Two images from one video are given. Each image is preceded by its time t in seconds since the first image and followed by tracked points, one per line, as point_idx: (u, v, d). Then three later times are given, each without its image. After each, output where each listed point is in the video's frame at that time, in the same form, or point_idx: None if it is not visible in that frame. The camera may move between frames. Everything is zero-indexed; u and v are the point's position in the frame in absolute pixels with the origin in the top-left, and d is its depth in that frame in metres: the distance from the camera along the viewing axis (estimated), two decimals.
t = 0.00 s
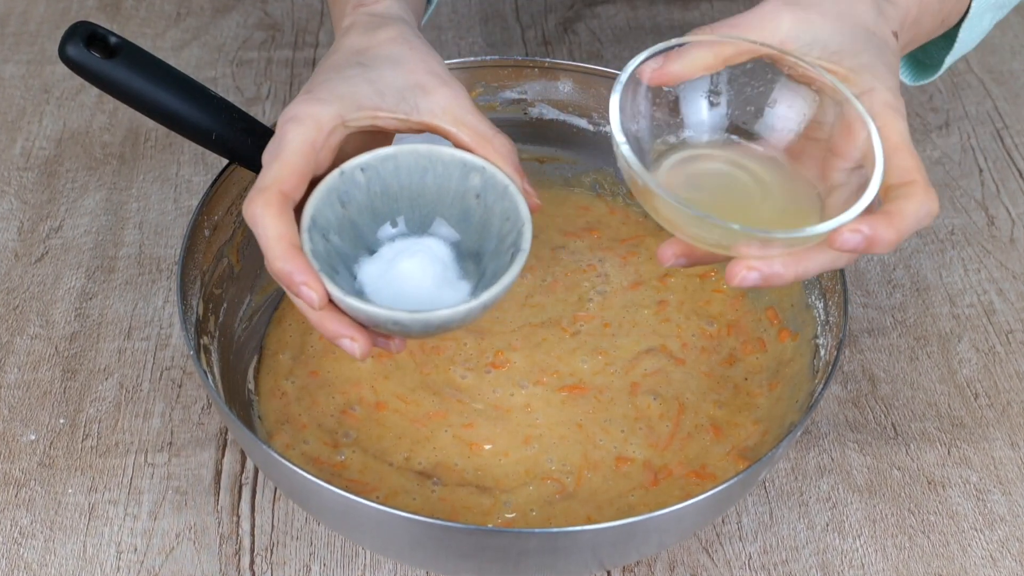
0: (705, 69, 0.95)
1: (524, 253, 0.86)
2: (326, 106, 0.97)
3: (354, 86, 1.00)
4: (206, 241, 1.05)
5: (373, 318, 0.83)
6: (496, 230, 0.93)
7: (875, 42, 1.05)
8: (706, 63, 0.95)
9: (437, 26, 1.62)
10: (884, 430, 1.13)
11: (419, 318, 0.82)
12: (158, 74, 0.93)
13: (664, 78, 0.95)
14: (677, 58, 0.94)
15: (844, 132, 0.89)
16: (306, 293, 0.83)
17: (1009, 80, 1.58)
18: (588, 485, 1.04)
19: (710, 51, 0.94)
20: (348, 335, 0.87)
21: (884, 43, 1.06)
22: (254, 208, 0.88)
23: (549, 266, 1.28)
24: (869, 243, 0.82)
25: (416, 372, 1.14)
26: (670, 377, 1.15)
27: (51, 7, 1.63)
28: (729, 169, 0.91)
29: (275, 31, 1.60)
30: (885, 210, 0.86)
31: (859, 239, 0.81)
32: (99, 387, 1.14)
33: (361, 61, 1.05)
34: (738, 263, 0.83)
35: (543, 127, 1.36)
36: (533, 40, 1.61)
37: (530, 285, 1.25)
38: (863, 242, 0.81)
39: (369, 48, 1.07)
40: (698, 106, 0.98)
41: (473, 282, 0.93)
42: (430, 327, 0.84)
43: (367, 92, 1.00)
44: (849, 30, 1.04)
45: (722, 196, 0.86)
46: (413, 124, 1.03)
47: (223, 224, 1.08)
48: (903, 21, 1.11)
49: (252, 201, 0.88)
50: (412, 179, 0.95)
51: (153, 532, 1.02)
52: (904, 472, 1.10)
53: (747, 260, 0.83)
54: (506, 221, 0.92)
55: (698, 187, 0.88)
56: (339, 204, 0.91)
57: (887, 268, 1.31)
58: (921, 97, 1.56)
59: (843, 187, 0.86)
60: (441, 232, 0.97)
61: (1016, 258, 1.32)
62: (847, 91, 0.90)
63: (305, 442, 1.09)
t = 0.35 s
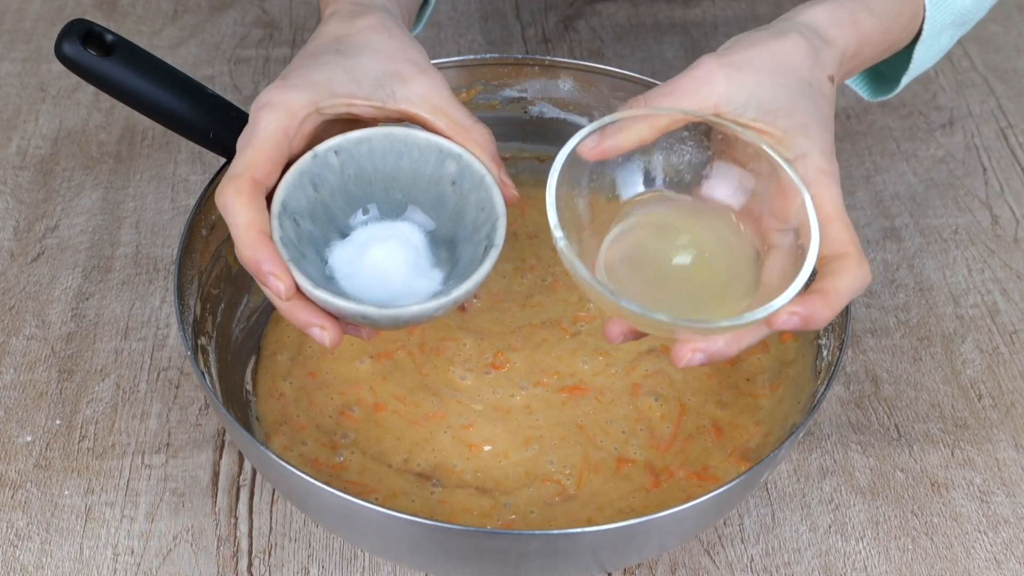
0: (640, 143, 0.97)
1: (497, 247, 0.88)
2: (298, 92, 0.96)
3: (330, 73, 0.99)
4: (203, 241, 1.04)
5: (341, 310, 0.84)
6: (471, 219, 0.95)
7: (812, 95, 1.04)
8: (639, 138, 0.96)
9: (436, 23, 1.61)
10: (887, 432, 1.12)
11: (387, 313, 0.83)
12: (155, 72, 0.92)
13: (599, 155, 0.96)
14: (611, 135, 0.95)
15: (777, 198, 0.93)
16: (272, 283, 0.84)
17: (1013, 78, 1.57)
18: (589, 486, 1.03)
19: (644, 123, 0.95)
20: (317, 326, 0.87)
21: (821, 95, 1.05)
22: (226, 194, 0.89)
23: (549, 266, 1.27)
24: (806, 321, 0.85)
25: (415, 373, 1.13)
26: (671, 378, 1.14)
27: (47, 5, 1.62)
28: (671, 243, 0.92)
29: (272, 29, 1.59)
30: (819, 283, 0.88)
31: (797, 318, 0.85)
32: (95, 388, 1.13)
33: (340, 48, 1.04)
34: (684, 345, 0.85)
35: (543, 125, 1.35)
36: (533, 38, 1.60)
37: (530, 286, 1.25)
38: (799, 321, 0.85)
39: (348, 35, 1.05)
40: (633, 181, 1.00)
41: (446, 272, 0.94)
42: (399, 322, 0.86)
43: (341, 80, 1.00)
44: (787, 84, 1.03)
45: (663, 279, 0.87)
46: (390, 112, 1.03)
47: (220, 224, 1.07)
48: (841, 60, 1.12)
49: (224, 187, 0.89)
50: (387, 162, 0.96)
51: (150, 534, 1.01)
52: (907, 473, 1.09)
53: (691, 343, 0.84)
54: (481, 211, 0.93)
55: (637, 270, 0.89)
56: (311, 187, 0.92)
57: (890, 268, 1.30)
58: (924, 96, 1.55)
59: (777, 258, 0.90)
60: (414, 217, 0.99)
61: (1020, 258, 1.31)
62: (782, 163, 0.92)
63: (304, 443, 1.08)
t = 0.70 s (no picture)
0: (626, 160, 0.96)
1: (493, 247, 0.87)
2: (290, 96, 0.96)
3: (321, 75, 0.99)
4: (200, 240, 1.03)
5: (340, 313, 0.84)
6: (464, 219, 0.94)
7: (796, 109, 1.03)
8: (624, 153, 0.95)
9: (436, 21, 1.60)
10: (890, 433, 1.11)
11: (386, 316, 0.83)
12: (152, 71, 0.91)
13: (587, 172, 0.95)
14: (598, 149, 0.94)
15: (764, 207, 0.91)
16: (271, 288, 0.83)
17: (1017, 76, 1.56)
18: (589, 488, 1.02)
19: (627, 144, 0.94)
20: (314, 328, 0.88)
21: (804, 108, 1.04)
22: (223, 199, 0.88)
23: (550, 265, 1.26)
24: (787, 333, 0.84)
25: (415, 373, 1.13)
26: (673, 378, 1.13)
27: (43, 3, 1.61)
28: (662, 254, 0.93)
29: (271, 26, 1.59)
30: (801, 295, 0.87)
31: (778, 331, 0.84)
32: (91, 389, 1.12)
33: (328, 49, 1.03)
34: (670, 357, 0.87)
35: (543, 124, 1.34)
36: (533, 36, 1.59)
37: (529, 286, 1.24)
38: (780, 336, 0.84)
39: (335, 35, 1.04)
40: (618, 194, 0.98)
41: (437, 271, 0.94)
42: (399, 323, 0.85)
43: (333, 82, 0.99)
44: (767, 101, 1.02)
45: (644, 283, 0.88)
46: (381, 112, 1.02)
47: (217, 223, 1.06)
48: (828, 67, 1.11)
49: (220, 192, 0.88)
50: (379, 165, 0.95)
51: (147, 537, 1.00)
52: (911, 475, 1.08)
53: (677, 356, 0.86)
54: (474, 211, 0.93)
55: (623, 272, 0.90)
56: (304, 190, 0.91)
57: (893, 268, 1.29)
58: (928, 94, 1.54)
59: (763, 268, 0.89)
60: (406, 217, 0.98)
61: None
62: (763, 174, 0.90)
63: (302, 444, 1.07)
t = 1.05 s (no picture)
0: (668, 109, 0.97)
1: (548, 228, 0.88)
2: (332, 106, 0.97)
3: (356, 84, 1.00)
4: (198, 240, 1.03)
5: (414, 308, 0.84)
6: (511, 219, 0.95)
7: (845, 61, 1.05)
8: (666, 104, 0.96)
9: (435, 19, 1.59)
10: (893, 434, 1.10)
11: (461, 299, 0.83)
12: (149, 69, 0.90)
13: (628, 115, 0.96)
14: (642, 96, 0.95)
15: (809, 156, 0.92)
16: (343, 291, 0.82)
17: (1021, 74, 1.55)
18: (590, 490, 1.01)
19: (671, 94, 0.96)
20: (382, 335, 0.89)
21: (853, 61, 1.06)
22: (279, 210, 0.87)
23: (550, 265, 1.25)
24: (848, 266, 0.85)
25: (414, 374, 1.12)
26: (675, 380, 1.12)
27: (39, 1, 1.60)
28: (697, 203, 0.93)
29: (268, 24, 1.58)
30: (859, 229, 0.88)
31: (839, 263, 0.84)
32: (87, 390, 1.11)
33: (356, 56, 1.03)
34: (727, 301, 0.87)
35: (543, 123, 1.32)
36: (533, 33, 1.58)
37: (529, 286, 1.23)
38: (842, 268, 0.84)
39: (359, 42, 1.05)
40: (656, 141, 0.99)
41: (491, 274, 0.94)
42: (472, 311, 0.85)
43: (369, 90, 1.00)
44: (816, 52, 1.03)
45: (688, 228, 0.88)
46: (416, 117, 1.03)
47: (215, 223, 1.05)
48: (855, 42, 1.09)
49: (276, 205, 0.88)
50: (419, 180, 0.96)
51: (143, 539, 0.99)
52: (914, 477, 1.07)
53: (734, 299, 0.87)
54: (519, 207, 0.94)
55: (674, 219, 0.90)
56: (352, 209, 0.91)
57: (896, 267, 1.28)
58: (931, 92, 1.53)
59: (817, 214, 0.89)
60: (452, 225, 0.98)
61: None
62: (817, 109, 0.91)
63: (300, 446, 1.06)
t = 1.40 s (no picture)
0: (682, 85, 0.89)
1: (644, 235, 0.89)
2: (421, 117, 0.95)
3: (436, 92, 0.99)
4: (195, 239, 1.02)
5: (527, 322, 0.84)
6: (592, 219, 0.97)
7: (866, 37, 0.98)
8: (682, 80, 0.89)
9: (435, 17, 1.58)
10: (896, 435, 1.10)
11: (575, 313, 0.84)
12: (146, 67, 0.89)
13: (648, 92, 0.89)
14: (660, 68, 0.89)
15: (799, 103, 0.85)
16: (460, 312, 0.81)
17: None
18: (591, 491, 1.00)
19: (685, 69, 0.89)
20: (490, 347, 0.89)
21: (874, 38, 0.99)
22: (389, 228, 0.85)
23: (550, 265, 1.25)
24: (840, 193, 0.75)
25: (413, 375, 1.11)
26: (676, 381, 1.11)
27: None
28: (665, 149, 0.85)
29: (266, 22, 1.57)
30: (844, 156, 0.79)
31: (829, 191, 0.74)
32: (84, 391, 1.10)
33: (428, 62, 1.02)
34: (740, 252, 0.80)
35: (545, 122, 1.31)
36: (533, 31, 1.58)
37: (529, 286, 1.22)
38: (835, 196, 0.75)
39: (424, 46, 1.04)
40: (647, 110, 0.89)
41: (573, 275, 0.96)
42: (584, 318, 0.86)
43: (448, 98, 1.00)
44: (827, 28, 0.98)
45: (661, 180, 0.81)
46: (489, 121, 1.03)
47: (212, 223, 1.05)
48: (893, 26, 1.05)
49: (386, 223, 0.85)
50: (496, 183, 0.97)
51: (140, 541, 0.98)
52: (917, 478, 1.06)
53: (747, 248, 0.80)
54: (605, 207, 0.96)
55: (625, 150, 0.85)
56: (442, 219, 0.92)
57: (900, 267, 1.27)
58: (935, 91, 1.52)
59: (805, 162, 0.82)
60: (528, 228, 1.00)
61: None
62: (805, 41, 0.81)
63: (298, 447, 1.05)
